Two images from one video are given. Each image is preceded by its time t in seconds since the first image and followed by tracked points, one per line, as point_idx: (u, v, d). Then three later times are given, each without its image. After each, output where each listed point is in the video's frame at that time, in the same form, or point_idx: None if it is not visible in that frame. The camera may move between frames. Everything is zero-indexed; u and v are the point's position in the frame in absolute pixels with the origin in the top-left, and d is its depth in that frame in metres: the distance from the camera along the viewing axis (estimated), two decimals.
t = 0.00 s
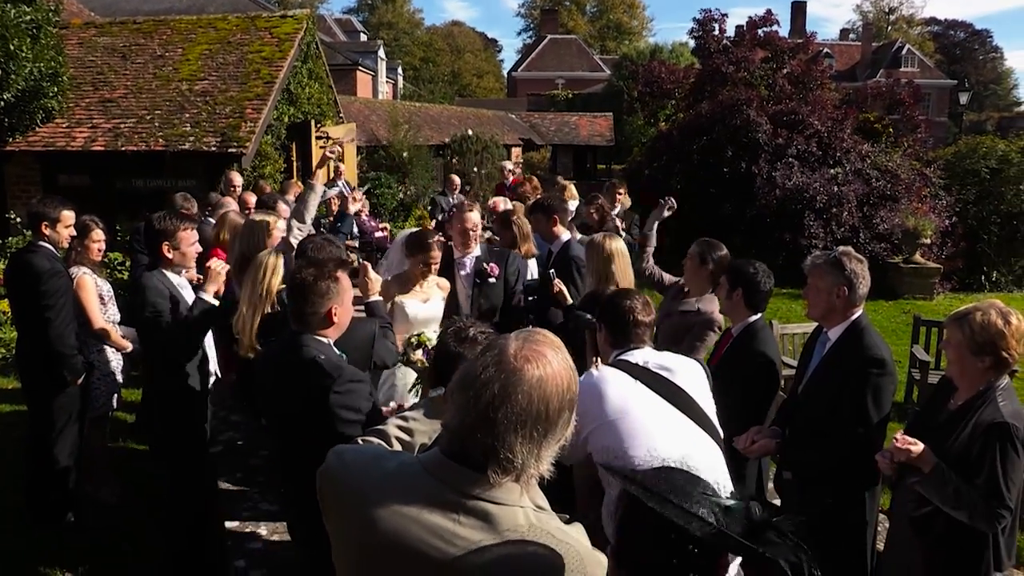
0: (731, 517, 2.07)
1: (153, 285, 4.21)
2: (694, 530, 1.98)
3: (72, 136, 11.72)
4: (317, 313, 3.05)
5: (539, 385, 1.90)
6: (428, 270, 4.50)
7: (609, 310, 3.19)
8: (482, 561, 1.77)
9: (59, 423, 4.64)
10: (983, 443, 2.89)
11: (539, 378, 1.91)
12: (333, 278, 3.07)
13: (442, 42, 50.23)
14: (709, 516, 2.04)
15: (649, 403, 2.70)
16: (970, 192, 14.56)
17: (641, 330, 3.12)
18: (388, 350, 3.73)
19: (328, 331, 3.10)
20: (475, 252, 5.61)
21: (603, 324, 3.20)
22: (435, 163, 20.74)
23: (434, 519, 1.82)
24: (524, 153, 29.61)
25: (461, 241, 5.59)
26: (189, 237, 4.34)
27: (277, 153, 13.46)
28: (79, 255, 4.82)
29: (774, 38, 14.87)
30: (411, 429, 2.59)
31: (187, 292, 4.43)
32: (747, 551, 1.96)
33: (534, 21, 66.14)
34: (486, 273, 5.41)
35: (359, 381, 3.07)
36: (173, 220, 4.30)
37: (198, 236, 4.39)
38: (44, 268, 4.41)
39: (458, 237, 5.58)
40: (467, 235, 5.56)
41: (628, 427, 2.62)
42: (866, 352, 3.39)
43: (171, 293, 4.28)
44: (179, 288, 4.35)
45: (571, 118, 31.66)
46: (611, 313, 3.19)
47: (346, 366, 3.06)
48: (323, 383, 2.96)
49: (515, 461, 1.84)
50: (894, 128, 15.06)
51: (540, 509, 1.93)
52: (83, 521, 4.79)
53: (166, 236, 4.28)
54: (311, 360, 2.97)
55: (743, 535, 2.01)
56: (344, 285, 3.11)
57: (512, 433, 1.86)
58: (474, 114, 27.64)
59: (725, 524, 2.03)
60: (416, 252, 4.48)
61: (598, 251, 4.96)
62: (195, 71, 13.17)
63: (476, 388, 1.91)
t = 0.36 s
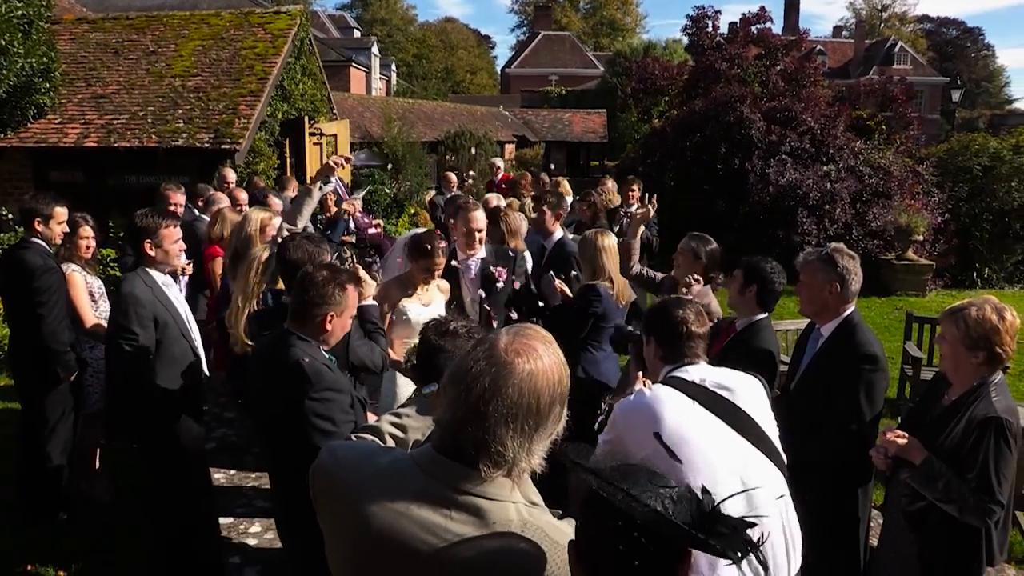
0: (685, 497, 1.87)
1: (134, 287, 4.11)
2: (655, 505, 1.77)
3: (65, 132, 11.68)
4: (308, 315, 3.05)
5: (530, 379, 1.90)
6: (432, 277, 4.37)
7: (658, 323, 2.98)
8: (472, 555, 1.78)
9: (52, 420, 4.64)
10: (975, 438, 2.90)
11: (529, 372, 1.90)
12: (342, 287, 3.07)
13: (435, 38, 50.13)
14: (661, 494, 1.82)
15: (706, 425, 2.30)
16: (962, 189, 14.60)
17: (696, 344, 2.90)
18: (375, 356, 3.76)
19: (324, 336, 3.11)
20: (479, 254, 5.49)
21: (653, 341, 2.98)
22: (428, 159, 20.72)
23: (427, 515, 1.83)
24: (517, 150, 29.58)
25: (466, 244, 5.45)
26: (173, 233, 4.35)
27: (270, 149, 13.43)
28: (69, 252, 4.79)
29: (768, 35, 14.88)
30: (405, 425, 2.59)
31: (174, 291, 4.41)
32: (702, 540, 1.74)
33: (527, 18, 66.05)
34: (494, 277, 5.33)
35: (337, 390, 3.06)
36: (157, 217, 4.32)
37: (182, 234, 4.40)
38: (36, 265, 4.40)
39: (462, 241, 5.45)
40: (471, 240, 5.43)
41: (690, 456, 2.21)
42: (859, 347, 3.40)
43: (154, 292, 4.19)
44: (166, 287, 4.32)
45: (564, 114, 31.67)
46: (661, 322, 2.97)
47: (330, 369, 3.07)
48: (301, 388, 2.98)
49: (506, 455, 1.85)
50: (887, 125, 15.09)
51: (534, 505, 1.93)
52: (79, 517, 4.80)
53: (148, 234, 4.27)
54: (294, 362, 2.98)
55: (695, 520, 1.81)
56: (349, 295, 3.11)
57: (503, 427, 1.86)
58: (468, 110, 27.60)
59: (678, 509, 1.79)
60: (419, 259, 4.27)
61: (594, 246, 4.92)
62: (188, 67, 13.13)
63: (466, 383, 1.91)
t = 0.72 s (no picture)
0: (671, 502, 1.84)
1: (124, 281, 4.10)
2: (641, 514, 1.73)
3: (55, 129, 11.65)
4: (295, 318, 3.05)
5: (518, 372, 1.90)
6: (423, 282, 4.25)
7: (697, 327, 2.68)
8: (463, 552, 1.78)
9: (44, 418, 4.64)
10: (966, 435, 2.92)
11: (518, 366, 1.90)
12: (330, 293, 3.08)
13: (427, 36, 50.06)
14: (647, 502, 1.78)
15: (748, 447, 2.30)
16: (952, 188, 14.67)
17: (731, 348, 2.61)
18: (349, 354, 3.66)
19: (311, 340, 3.11)
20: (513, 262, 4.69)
21: (687, 341, 2.71)
22: (421, 157, 20.72)
23: (416, 511, 1.84)
24: (510, 148, 29.58)
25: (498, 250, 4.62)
26: (162, 231, 4.35)
27: (262, 147, 13.41)
28: (59, 250, 4.80)
29: (759, 34, 14.91)
30: (398, 422, 2.59)
31: (163, 288, 4.39)
32: (687, 549, 1.73)
33: (519, 16, 66.04)
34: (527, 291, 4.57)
35: (321, 401, 3.02)
36: (145, 214, 4.30)
37: (170, 231, 4.40)
38: (27, 261, 4.38)
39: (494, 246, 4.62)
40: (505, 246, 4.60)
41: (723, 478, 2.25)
42: (850, 345, 3.42)
43: (143, 288, 4.18)
44: (154, 283, 4.31)
45: (556, 113, 31.71)
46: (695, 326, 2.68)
47: (316, 377, 3.05)
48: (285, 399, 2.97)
49: (495, 449, 1.85)
50: (878, 124, 15.14)
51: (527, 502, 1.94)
52: (70, 516, 4.78)
53: (134, 230, 4.27)
54: (278, 370, 2.97)
55: (681, 528, 1.79)
56: (338, 303, 3.12)
57: (493, 419, 1.86)
58: (460, 109, 27.58)
59: (664, 517, 1.77)
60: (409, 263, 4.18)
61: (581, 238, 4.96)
62: (179, 64, 13.09)
63: (456, 377, 1.91)
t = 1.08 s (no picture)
0: (659, 503, 1.87)
1: (113, 280, 4.12)
2: (631, 517, 1.76)
3: (42, 129, 11.58)
4: (279, 319, 3.05)
5: (502, 367, 1.88)
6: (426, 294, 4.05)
7: (733, 335, 2.38)
8: (446, 550, 1.77)
9: (31, 420, 4.64)
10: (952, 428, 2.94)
11: (501, 360, 1.89)
12: (316, 294, 3.07)
13: (416, 35, 49.95)
14: (634, 503, 1.81)
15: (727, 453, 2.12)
16: (940, 187, 14.75)
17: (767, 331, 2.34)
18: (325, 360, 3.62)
19: (295, 341, 3.09)
20: (541, 268, 4.43)
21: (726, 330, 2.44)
22: (410, 157, 20.70)
23: (402, 513, 1.83)
24: (499, 147, 29.56)
25: (524, 256, 4.37)
26: (151, 231, 4.34)
27: (250, 147, 13.36)
28: (49, 250, 4.77)
29: (748, 33, 14.94)
30: (389, 418, 2.52)
31: (151, 289, 4.37)
32: (674, 552, 1.76)
33: (508, 15, 66.00)
34: (555, 299, 4.32)
35: (307, 406, 3.01)
36: (134, 213, 4.30)
37: (160, 232, 4.38)
38: (14, 262, 4.36)
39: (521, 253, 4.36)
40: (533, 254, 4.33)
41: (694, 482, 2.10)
42: (838, 342, 3.45)
43: (133, 288, 4.19)
44: (143, 284, 4.30)
45: (545, 112, 31.73)
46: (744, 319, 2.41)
47: (302, 380, 3.04)
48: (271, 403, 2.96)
49: (478, 443, 1.82)
50: (866, 123, 15.20)
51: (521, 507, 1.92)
52: (59, 516, 4.76)
53: (122, 229, 4.26)
54: (264, 372, 2.97)
55: (669, 530, 1.81)
56: (324, 304, 3.11)
57: (476, 413, 1.84)
58: (449, 108, 27.54)
59: (652, 519, 1.79)
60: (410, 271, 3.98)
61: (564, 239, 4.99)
62: (167, 64, 13.04)
63: (440, 373, 1.90)
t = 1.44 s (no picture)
0: (655, 487, 1.85)
1: (105, 278, 4.07)
2: (627, 499, 1.74)
3: (27, 128, 11.48)
4: (252, 308, 3.07)
5: (489, 363, 1.86)
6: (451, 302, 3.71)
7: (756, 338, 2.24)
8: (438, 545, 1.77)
9: (19, 420, 4.58)
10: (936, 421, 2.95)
11: (487, 356, 1.87)
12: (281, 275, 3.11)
13: (404, 32, 49.80)
14: (631, 486, 1.79)
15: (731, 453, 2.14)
16: (927, 181, 14.81)
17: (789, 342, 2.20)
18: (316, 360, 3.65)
19: (272, 327, 3.10)
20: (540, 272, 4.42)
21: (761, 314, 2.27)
22: (398, 154, 20.66)
23: (392, 511, 1.82)
24: (487, 144, 29.54)
25: (524, 261, 4.36)
26: (141, 229, 4.30)
27: (238, 145, 13.30)
28: (35, 250, 4.75)
29: (735, 28, 14.95)
30: (380, 413, 2.50)
31: (142, 287, 4.33)
32: (669, 535, 1.73)
33: (496, 11, 65.92)
34: (559, 303, 4.32)
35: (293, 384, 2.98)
36: (125, 211, 4.26)
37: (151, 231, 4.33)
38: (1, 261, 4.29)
39: (522, 258, 4.34)
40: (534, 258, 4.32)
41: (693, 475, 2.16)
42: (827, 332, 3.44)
43: (126, 286, 4.14)
44: (134, 282, 4.26)
45: (533, 108, 31.73)
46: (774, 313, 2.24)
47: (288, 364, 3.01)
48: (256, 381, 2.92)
49: (464, 439, 1.80)
50: (853, 117, 15.24)
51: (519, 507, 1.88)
52: (48, 518, 4.73)
53: (112, 227, 4.23)
54: (251, 355, 2.96)
55: (668, 512, 1.79)
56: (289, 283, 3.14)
57: (462, 409, 1.82)
58: (437, 104, 27.50)
59: (648, 502, 1.78)
60: (435, 274, 3.64)
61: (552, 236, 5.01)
62: (153, 62, 12.97)
63: (426, 369, 1.88)
